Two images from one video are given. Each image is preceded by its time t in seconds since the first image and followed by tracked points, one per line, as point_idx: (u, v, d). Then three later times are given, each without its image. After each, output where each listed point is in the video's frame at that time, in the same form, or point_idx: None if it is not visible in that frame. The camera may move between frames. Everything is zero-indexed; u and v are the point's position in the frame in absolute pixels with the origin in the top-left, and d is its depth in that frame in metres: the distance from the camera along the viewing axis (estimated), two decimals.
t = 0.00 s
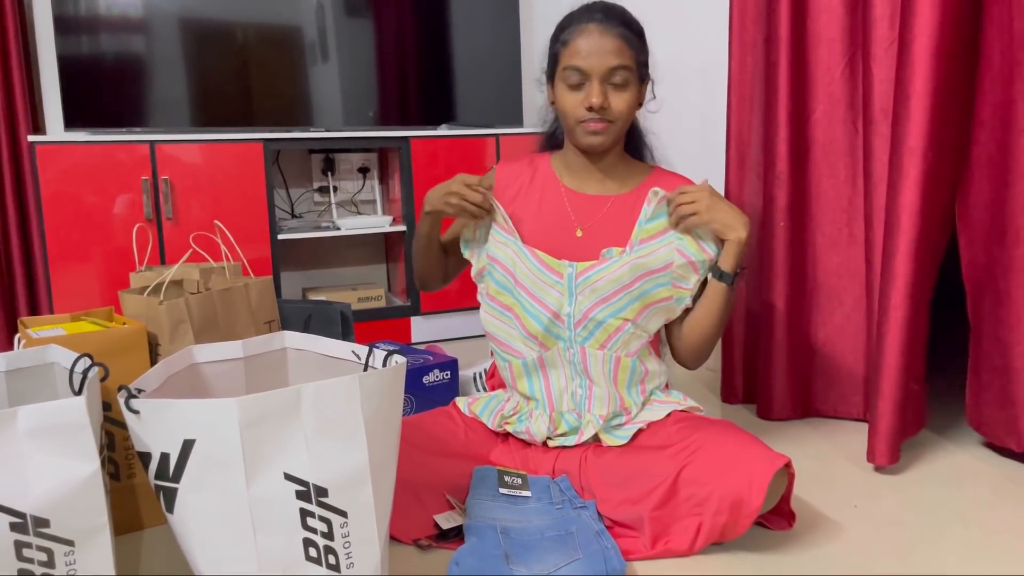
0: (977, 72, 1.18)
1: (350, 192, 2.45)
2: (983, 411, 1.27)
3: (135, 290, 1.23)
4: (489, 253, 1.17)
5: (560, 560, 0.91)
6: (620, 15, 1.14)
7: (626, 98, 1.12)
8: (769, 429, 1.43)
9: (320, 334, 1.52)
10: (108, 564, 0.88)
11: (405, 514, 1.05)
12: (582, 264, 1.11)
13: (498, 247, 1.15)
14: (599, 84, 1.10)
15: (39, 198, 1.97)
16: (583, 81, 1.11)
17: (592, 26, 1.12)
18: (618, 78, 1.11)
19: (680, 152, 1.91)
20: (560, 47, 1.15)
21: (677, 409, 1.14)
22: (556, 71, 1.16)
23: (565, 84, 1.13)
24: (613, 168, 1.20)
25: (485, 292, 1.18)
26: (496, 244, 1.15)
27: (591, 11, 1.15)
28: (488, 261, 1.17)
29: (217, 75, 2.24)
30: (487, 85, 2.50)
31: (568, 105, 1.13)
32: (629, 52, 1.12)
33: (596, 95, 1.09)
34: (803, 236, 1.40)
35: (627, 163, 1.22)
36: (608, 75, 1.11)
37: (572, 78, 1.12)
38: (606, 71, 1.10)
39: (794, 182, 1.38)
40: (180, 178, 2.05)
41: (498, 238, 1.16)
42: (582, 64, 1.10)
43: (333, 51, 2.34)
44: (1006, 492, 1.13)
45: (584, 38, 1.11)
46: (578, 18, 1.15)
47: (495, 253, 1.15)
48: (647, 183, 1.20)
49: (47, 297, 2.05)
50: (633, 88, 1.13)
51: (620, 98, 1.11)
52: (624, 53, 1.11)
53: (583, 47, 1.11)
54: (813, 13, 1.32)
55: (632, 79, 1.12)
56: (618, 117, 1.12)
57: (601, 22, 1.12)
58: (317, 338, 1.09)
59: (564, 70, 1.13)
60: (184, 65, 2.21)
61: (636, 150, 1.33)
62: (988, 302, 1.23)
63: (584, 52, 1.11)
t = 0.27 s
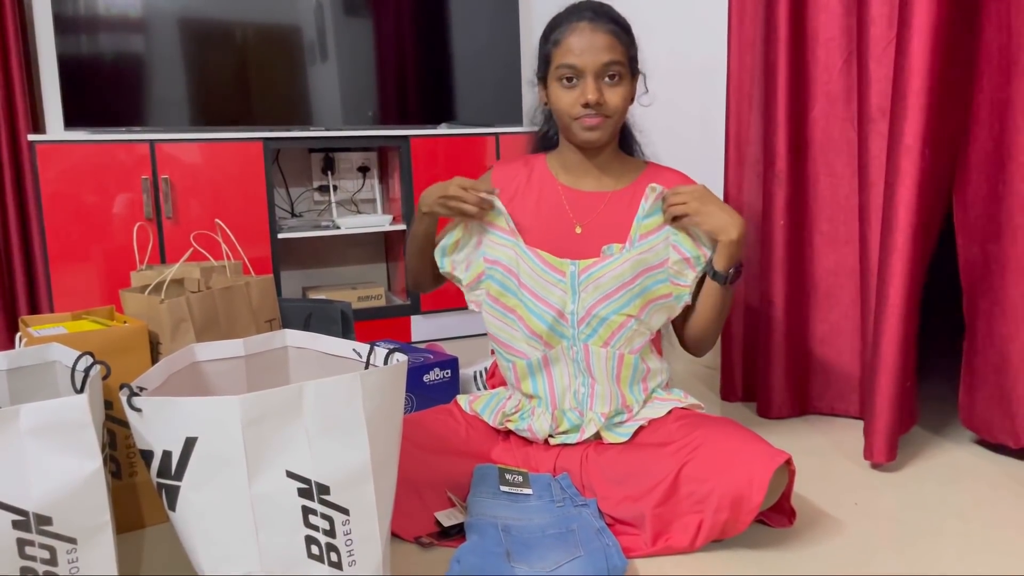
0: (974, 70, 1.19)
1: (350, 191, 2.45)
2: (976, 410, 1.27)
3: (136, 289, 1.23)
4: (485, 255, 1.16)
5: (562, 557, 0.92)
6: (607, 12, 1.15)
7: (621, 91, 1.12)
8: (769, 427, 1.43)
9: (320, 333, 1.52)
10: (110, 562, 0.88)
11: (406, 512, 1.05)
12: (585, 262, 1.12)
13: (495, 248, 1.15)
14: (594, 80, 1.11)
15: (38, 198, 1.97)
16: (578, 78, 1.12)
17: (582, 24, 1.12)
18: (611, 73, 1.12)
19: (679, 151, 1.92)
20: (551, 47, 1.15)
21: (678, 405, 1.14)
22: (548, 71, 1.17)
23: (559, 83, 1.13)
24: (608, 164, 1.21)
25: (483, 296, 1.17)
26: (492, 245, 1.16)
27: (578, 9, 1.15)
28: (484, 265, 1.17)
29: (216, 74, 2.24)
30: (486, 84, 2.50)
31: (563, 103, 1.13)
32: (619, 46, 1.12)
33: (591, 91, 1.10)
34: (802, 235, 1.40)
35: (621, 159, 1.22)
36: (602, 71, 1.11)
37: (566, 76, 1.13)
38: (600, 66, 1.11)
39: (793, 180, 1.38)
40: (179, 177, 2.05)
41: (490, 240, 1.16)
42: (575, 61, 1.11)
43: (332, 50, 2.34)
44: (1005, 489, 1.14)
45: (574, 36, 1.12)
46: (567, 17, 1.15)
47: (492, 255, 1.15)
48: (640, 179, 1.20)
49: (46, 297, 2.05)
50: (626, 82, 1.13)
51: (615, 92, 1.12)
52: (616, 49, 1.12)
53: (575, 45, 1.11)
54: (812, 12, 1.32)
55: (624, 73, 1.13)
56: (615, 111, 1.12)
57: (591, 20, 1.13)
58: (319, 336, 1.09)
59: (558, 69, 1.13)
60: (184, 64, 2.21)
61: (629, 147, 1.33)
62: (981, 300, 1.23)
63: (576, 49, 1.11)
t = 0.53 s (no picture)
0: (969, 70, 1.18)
1: (347, 192, 2.45)
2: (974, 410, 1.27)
3: (132, 290, 1.23)
4: (458, 265, 1.12)
5: (557, 559, 0.92)
6: (595, 17, 1.14)
7: (610, 97, 1.11)
8: (765, 427, 1.43)
9: (316, 334, 1.51)
10: (103, 565, 0.88)
11: (401, 513, 1.05)
12: (561, 265, 1.10)
13: (465, 257, 1.11)
14: (582, 86, 1.10)
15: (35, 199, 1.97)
16: (566, 85, 1.11)
17: (569, 30, 1.12)
18: (599, 78, 1.11)
19: (676, 151, 1.91)
20: (540, 54, 1.15)
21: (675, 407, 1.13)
22: (538, 77, 1.16)
23: (548, 89, 1.13)
24: (601, 165, 1.20)
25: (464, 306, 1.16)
26: (463, 253, 1.11)
27: (566, 15, 1.15)
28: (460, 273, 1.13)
29: (213, 75, 2.24)
30: (484, 84, 2.50)
31: (553, 110, 1.13)
32: (607, 51, 1.12)
33: (580, 97, 1.09)
34: (798, 235, 1.40)
35: (613, 159, 1.21)
36: (590, 76, 1.10)
37: (554, 83, 1.12)
38: (588, 72, 1.10)
39: (788, 181, 1.38)
40: (177, 178, 2.05)
41: (457, 246, 1.12)
42: (563, 68, 1.10)
43: (330, 50, 2.34)
44: (1001, 489, 1.14)
45: (562, 42, 1.11)
46: (555, 23, 1.15)
47: (466, 263, 1.12)
48: (631, 179, 1.19)
49: (43, 297, 2.05)
50: (615, 86, 1.12)
51: (604, 97, 1.11)
52: (603, 54, 1.11)
53: (563, 52, 1.11)
54: (808, 12, 1.32)
55: (613, 78, 1.12)
56: (604, 117, 1.12)
57: (578, 25, 1.12)
58: (314, 337, 1.09)
59: (546, 76, 1.13)
60: (181, 64, 2.21)
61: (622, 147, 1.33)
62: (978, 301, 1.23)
63: (563, 56, 1.11)
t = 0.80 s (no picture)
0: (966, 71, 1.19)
1: (347, 192, 2.45)
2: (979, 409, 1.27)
3: (132, 291, 1.24)
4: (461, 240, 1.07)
5: (557, 559, 0.92)
6: (586, 25, 1.13)
7: (601, 107, 1.11)
8: (764, 427, 1.43)
9: (316, 334, 1.52)
10: (104, 565, 0.88)
11: (401, 513, 1.05)
12: (563, 256, 1.04)
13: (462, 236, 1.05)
14: (573, 98, 1.09)
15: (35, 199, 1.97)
16: (557, 95, 1.10)
17: (559, 40, 1.10)
18: (590, 88, 1.10)
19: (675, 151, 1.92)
20: (532, 62, 1.14)
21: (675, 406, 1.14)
22: (531, 85, 1.15)
23: (540, 99, 1.12)
24: (594, 166, 1.20)
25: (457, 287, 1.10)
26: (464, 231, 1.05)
27: (557, 24, 1.13)
28: (463, 250, 1.07)
29: (213, 75, 2.24)
30: (483, 85, 2.50)
31: (546, 119, 1.12)
32: (598, 61, 1.10)
33: (571, 108, 1.08)
34: (796, 235, 1.41)
35: (605, 162, 1.21)
36: (581, 87, 1.09)
37: (545, 94, 1.11)
38: (578, 83, 1.09)
39: (787, 180, 1.38)
40: (176, 178, 2.05)
41: (458, 223, 1.06)
42: (555, 79, 1.09)
43: (329, 51, 2.34)
44: (999, 488, 1.14)
45: (553, 52, 1.10)
46: (547, 31, 1.13)
47: (468, 241, 1.06)
48: (624, 178, 1.19)
49: (44, 298, 2.05)
50: (606, 96, 1.11)
51: (595, 108, 1.10)
52: (594, 64, 1.10)
53: (553, 63, 1.09)
54: (805, 12, 1.32)
55: (604, 87, 1.10)
56: (595, 127, 1.11)
57: (569, 35, 1.11)
58: (314, 337, 1.09)
59: (538, 86, 1.12)
60: (180, 65, 2.21)
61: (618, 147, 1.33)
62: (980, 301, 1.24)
63: (554, 68, 1.09)
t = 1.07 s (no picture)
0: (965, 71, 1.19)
1: (347, 193, 2.45)
2: (991, 405, 1.27)
3: (131, 291, 1.23)
4: (454, 221, 1.05)
5: (557, 559, 0.92)
6: (579, 25, 1.13)
7: (597, 106, 1.10)
8: (764, 427, 1.43)
9: (316, 335, 1.52)
10: (104, 566, 0.88)
11: (401, 513, 1.05)
12: (560, 235, 1.05)
13: (462, 212, 1.05)
14: (568, 98, 1.09)
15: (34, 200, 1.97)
16: (552, 96, 1.10)
17: (554, 40, 1.10)
18: (585, 88, 1.09)
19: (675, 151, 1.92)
20: (526, 63, 1.13)
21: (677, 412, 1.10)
22: (525, 86, 1.15)
23: (535, 99, 1.12)
24: (589, 166, 1.20)
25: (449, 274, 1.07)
26: (460, 208, 1.05)
27: (551, 24, 1.13)
28: (455, 230, 1.05)
29: (212, 76, 2.24)
30: (482, 85, 2.50)
31: (541, 119, 1.12)
32: (593, 61, 1.10)
33: (567, 108, 1.08)
34: (796, 235, 1.41)
35: (600, 159, 1.20)
36: (576, 86, 1.09)
37: (540, 95, 1.11)
38: (574, 83, 1.09)
39: (786, 180, 1.38)
40: (176, 179, 2.05)
41: (454, 198, 1.06)
42: (550, 79, 1.09)
43: (328, 51, 2.34)
44: (998, 488, 1.14)
45: (548, 52, 1.10)
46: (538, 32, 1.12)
47: (463, 221, 1.05)
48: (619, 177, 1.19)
49: (43, 299, 2.05)
50: (601, 95, 1.11)
51: (591, 106, 1.10)
52: (589, 63, 1.09)
53: (546, 65, 1.09)
54: (803, 12, 1.32)
55: (599, 86, 1.10)
56: (592, 126, 1.11)
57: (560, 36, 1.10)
58: (314, 338, 1.09)
59: (532, 87, 1.11)
60: (179, 65, 2.21)
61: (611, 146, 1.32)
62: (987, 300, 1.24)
63: (547, 69, 1.09)
